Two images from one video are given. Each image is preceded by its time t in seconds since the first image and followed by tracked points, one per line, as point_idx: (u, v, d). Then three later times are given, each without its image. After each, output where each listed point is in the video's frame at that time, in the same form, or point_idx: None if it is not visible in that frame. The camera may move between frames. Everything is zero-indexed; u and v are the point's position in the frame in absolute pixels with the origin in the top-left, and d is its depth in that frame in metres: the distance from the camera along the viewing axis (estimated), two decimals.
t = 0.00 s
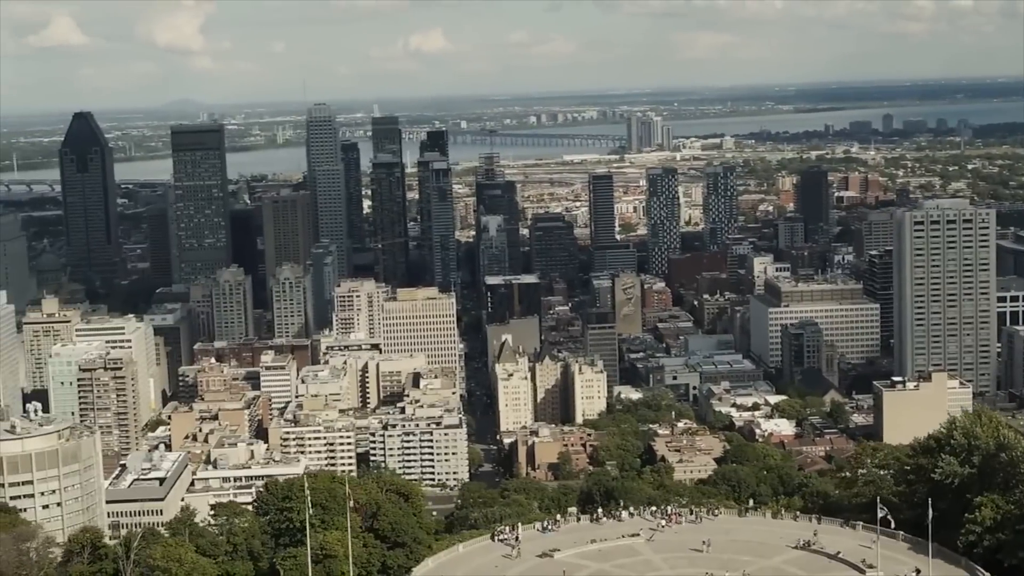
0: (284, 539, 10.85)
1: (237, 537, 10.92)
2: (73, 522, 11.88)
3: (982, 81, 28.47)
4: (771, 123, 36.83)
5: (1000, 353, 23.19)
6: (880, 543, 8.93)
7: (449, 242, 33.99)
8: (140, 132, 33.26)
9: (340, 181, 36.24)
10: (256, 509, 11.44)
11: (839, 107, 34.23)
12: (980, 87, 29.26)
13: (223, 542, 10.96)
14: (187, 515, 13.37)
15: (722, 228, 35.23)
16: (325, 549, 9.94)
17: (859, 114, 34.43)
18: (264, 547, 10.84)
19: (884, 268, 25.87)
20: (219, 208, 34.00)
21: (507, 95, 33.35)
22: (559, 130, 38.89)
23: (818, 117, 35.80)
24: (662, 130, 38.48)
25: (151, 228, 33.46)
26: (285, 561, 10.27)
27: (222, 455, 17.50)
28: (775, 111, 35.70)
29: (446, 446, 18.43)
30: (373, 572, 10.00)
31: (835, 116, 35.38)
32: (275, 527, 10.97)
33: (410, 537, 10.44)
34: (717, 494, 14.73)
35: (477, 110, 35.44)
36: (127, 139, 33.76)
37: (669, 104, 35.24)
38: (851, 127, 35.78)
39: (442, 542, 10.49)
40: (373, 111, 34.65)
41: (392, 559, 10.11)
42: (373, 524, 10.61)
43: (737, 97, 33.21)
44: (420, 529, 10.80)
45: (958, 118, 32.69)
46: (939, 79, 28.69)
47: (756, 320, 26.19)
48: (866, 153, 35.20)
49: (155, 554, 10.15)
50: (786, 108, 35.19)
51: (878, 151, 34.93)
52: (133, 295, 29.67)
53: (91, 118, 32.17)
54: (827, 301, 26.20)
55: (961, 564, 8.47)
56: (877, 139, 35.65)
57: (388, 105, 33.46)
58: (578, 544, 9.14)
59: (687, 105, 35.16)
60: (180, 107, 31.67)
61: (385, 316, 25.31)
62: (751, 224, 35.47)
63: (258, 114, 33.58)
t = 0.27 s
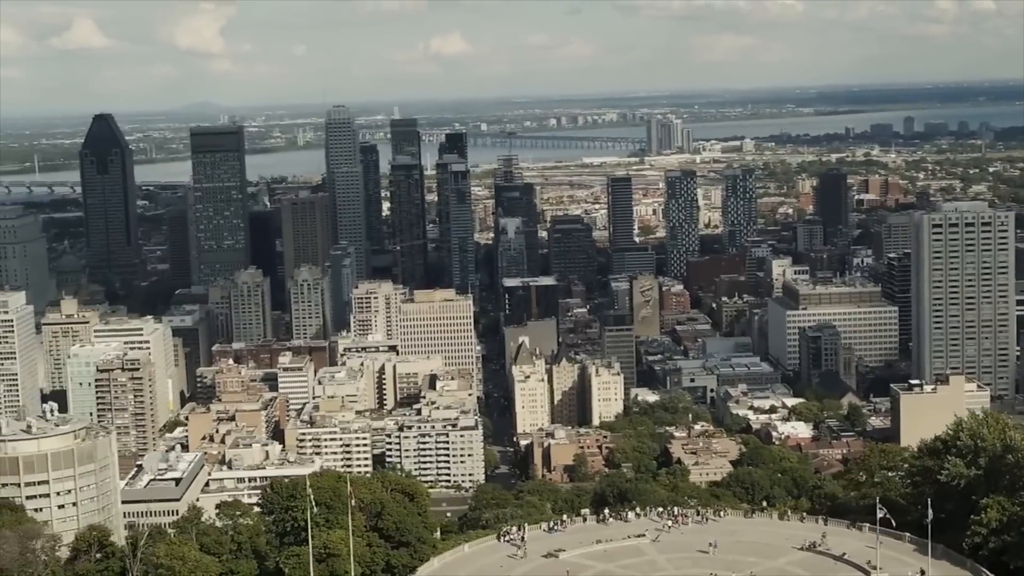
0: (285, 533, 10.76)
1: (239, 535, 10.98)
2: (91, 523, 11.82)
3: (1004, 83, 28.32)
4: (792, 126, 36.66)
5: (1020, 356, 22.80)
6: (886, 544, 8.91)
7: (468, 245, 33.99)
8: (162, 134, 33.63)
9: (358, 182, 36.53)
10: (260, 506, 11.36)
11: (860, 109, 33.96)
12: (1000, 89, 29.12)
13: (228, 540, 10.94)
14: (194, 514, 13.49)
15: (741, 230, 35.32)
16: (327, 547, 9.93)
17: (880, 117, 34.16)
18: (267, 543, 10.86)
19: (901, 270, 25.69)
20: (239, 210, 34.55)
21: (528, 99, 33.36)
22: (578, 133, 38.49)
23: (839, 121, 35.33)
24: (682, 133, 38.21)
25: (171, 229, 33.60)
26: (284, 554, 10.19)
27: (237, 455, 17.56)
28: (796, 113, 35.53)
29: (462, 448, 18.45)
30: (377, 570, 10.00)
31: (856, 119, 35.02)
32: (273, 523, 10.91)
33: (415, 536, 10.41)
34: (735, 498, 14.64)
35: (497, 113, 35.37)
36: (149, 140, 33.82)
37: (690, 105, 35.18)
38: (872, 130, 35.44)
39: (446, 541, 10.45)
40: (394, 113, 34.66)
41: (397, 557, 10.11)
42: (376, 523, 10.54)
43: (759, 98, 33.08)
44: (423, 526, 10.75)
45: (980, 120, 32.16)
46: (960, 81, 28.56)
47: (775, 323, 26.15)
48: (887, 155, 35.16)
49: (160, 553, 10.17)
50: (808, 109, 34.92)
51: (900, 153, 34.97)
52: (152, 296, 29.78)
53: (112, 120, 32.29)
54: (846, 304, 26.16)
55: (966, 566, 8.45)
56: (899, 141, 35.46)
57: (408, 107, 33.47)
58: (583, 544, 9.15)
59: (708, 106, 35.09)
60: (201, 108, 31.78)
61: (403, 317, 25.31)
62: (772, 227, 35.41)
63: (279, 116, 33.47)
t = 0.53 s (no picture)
0: (289, 535, 10.58)
1: (242, 535, 10.73)
2: (106, 523, 11.86)
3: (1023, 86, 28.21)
4: (809, 129, 36.23)
5: None
6: (890, 547, 8.88)
7: (484, 246, 34.02)
8: (180, 135, 33.34)
9: (374, 184, 36.64)
10: (262, 502, 11.27)
11: (877, 110, 33.42)
12: (1019, 92, 29.00)
13: (232, 540, 10.65)
14: (199, 511, 13.60)
15: (758, 234, 35.35)
16: (333, 546, 9.95)
17: (897, 119, 33.54)
18: (270, 546, 10.63)
19: (917, 273, 25.68)
20: (255, 212, 34.60)
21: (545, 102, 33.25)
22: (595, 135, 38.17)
23: (857, 123, 34.72)
24: (699, 136, 38.45)
25: (188, 231, 33.73)
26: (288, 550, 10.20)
27: (250, 455, 17.63)
28: (814, 116, 34.92)
29: (475, 450, 18.45)
30: (381, 570, 10.08)
31: (875, 121, 34.55)
32: (274, 520, 10.75)
33: (418, 536, 10.40)
34: (747, 500, 14.60)
35: (515, 115, 35.08)
36: (168, 142, 33.64)
37: (707, 108, 35.13)
38: (889, 132, 35.13)
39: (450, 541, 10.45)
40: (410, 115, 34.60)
41: (401, 557, 10.13)
42: (380, 523, 10.53)
43: (776, 101, 32.98)
44: (427, 525, 10.75)
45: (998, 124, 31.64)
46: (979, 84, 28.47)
47: (790, 326, 26.10)
48: (904, 158, 34.68)
49: (162, 551, 10.13)
50: (825, 113, 34.36)
51: (917, 158, 34.34)
52: (169, 298, 29.86)
53: (130, 122, 32.28)
54: (862, 308, 26.03)
55: (970, 568, 8.44)
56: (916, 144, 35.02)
57: (425, 109, 33.53)
58: (588, 545, 9.15)
59: (725, 109, 35.03)
60: (218, 111, 31.85)
61: (416, 320, 25.23)
62: (788, 230, 35.34)
63: (297, 118, 33.46)
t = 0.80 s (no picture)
0: (295, 534, 10.63)
1: (245, 533, 10.66)
2: (122, 523, 11.90)
3: None
4: (829, 132, 35.78)
5: None
6: (896, 549, 8.87)
7: (502, 249, 33.99)
8: (201, 138, 33.55)
9: (392, 187, 36.38)
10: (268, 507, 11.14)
11: (898, 114, 33.27)
12: None
13: (237, 539, 10.59)
14: (207, 511, 13.54)
15: (776, 237, 35.15)
16: (335, 545, 9.96)
17: (917, 123, 33.40)
18: (276, 545, 10.57)
19: (935, 276, 25.52)
20: (274, 213, 34.65)
21: (566, 104, 33.29)
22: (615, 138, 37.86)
23: (878, 127, 34.60)
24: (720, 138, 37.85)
25: (207, 233, 34.04)
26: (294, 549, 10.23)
27: (264, 457, 17.73)
28: (833, 119, 34.61)
29: (490, 452, 18.47)
30: (384, 569, 10.05)
31: (896, 125, 34.41)
32: (278, 519, 10.75)
33: (423, 536, 10.40)
34: (763, 503, 14.56)
35: (534, 118, 34.79)
36: (188, 145, 33.91)
37: (727, 110, 35.00)
38: (911, 135, 34.71)
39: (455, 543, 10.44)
40: (430, 118, 34.87)
41: (404, 558, 10.10)
42: (385, 522, 10.51)
43: (797, 104, 32.85)
44: (431, 525, 10.74)
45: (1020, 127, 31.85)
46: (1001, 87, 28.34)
47: (808, 329, 26.03)
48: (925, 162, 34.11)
49: (165, 549, 10.15)
50: (845, 116, 33.99)
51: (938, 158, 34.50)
52: (188, 299, 29.97)
53: (150, 124, 32.81)
54: (881, 311, 25.90)
55: (975, 570, 8.42)
56: (937, 148, 34.33)
57: (446, 112, 33.56)
58: (594, 545, 9.15)
59: (745, 112, 34.84)
60: (238, 113, 31.86)
61: (433, 322, 25.26)
62: (807, 233, 35.26)
63: (318, 120, 32.97)
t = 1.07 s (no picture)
0: (298, 531, 10.53)
1: (250, 532, 10.62)
2: (133, 523, 11.94)
3: None
4: (847, 135, 35.40)
5: None
6: (901, 550, 8.86)
7: (518, 251, 33.96)
8: (217, 139, 33.89)
9: (408, 189, 36.33)
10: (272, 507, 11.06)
11: (916, 117, 33.14)
12: None
13: (241, 538, 10.58)
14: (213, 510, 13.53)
15: (793, 239, 35.24)
16: (338, 545, 9.89)
17: (935, 126, 33.27)
18: (279, 543, 10.52)
19: (951, 279, 25.46)
20: (291, 215, 34.69)
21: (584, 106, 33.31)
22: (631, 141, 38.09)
23: (896, 129, 34.55)
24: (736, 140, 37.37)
25: (224, 234, 34.02)
26: (295, 548, 10.21)
27: (277, 458, 17.79)
28: (851, 121, 34.36)
29: (504, 454, 18.47)
30: (388, 569, 10.06)
31: (914, 127, 34.31)
32: (283, 518, 10.69)
33: (427, 536, 10.41)
34: (777, 504, 14.55)
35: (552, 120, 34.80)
36: (205, 146, 34.12)
37: (745, 113, 34.85)
38: (929, 137, 34.56)
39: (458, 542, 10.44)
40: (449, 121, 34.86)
41: (408, 558, 10.11)
42: (389, 523, 10.52)
43: (815, 107, 32.76)
44: (434, 525, 10.73)
45: None
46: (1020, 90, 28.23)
47: (824, 332, 25.96)
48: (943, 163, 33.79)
49: (168, 548, 10.16)
50: (864, 117, 33.90)
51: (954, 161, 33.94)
52: (204, 300, 30.08)
53: (167, 126, 33.42)
54: (896, 313, 25.87)
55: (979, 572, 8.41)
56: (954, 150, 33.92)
57: (462, 114, 33.59)
58: (599, 546, 9.15)
59: (763, 113, 34.53)
60: (256, 115, 32.01)
61: (449, 323, 25.25)
62: (824, 236, 35.10)
63: (336, 123, 33.34)
